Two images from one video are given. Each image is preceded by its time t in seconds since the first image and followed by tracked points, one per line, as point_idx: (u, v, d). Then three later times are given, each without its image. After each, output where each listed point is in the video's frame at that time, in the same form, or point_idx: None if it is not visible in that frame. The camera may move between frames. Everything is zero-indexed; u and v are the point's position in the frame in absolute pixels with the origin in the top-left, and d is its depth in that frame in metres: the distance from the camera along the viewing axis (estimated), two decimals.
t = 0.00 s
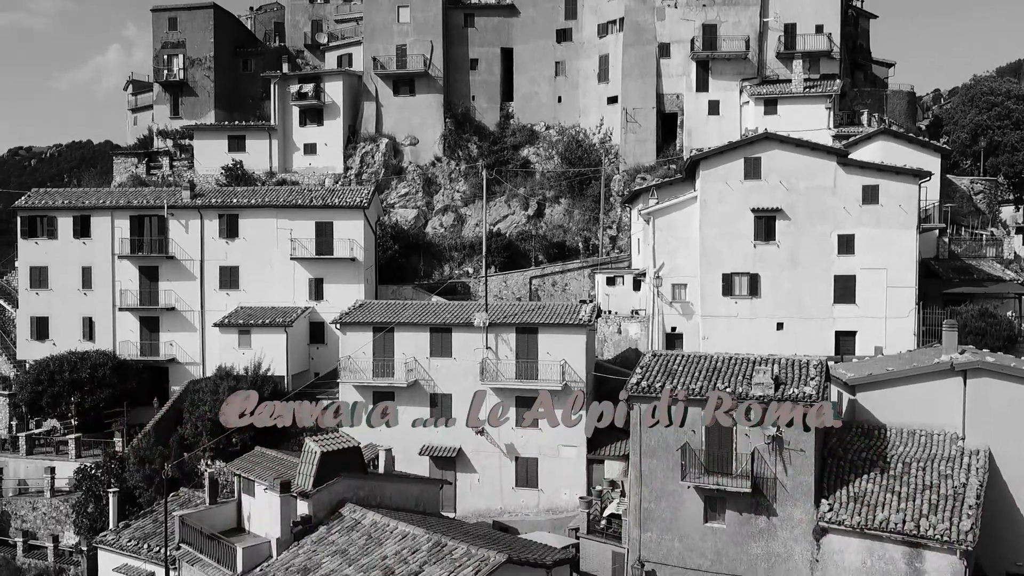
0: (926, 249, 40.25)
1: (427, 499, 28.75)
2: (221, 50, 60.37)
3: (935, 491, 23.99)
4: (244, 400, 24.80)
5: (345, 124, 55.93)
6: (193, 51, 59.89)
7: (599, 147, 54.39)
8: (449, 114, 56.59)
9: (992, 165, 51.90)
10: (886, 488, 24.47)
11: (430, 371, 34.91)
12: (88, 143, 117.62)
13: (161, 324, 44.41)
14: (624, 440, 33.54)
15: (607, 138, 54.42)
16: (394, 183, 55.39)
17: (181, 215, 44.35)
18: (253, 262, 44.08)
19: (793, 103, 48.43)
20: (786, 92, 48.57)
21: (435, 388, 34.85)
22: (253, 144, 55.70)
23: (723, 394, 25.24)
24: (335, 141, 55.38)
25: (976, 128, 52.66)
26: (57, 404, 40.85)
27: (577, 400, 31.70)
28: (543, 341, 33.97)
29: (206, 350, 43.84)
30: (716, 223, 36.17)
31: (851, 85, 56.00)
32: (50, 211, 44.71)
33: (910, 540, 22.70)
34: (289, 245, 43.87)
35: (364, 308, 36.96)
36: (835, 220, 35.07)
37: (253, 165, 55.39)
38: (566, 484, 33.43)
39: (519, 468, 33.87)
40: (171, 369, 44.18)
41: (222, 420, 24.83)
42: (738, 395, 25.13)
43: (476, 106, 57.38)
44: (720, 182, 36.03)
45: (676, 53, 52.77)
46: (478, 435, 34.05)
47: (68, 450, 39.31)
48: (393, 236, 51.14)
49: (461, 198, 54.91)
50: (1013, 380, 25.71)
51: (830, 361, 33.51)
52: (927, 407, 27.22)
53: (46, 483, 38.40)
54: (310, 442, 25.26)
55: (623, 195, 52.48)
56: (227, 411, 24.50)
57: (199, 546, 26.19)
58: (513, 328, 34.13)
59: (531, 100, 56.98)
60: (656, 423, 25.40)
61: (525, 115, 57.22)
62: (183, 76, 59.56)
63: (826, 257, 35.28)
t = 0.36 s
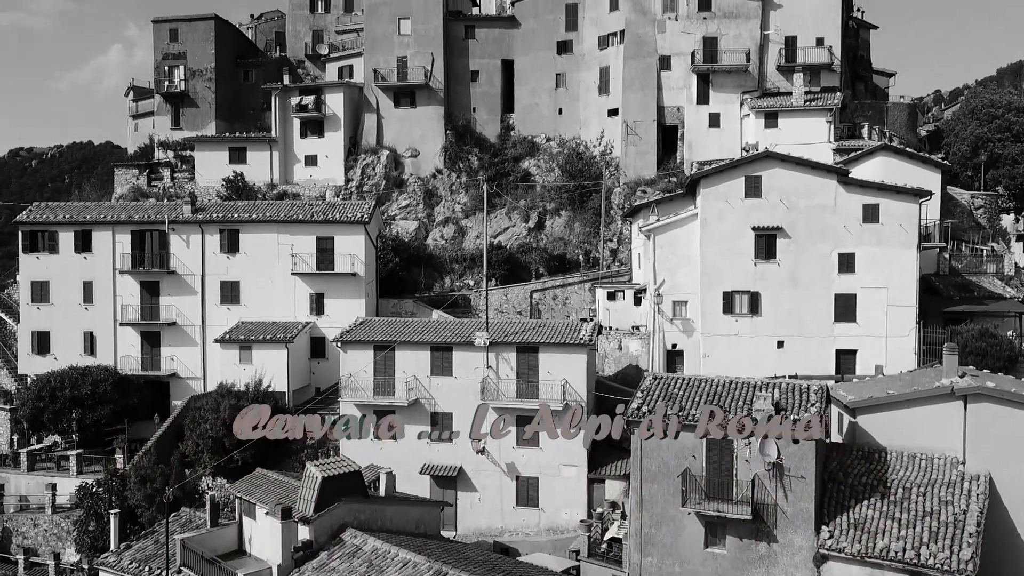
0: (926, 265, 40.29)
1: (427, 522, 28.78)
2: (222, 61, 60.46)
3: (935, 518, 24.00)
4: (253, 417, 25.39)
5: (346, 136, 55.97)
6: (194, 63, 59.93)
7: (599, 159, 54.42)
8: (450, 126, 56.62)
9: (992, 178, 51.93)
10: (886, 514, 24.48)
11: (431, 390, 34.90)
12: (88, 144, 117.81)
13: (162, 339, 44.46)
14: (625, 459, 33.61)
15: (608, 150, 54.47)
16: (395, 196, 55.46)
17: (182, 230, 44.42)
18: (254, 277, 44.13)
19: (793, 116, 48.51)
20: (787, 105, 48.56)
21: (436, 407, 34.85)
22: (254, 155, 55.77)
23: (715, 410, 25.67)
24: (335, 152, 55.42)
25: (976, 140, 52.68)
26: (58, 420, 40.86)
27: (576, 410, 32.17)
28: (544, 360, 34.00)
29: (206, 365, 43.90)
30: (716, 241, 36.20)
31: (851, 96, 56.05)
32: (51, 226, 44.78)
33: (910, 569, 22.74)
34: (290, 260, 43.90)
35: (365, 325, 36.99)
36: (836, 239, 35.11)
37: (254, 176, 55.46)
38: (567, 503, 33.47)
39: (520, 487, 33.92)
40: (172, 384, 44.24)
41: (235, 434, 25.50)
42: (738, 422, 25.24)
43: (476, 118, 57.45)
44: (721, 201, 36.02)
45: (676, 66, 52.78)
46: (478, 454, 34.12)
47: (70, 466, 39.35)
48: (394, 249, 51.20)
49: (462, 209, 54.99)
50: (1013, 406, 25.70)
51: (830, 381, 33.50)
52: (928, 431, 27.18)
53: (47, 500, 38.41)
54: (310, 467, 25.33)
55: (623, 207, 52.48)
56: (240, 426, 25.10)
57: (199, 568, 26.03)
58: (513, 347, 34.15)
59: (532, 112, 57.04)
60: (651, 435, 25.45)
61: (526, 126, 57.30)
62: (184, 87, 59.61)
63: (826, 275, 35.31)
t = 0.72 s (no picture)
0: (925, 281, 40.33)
1: (428, 544, 28.84)
2: (223, 72, 60.51)
3: (936, 545, 24.02)
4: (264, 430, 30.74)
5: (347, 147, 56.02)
6: (195, 73, 59.91)
7: (600, 172, 54.46)
8: (451, 138, 56.66)
9: (992, 190, 52.00)
10: (886, 541, 24.50)
11: (431, 409, 34.94)
12: (88, 145, 117.73)
13: (163, 354, 44.51)
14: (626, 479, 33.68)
15: (608, 162, 54.50)
16: (395, 208, 55.48)
17: (183, 245, 44.47)
18: (255, 292, 44.16)
19: (793, 130, 48.54)
20: (787, 118, 48.54)
21: (437, 426, 34.86)
22: (255, 167, 55.84)
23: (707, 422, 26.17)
24: (336, 164, 55.44)
25: (976, 152, 52.72)
26: (60, 436, 40.82)
27: (575, 423, 33.05)
28: (545, 379, 34.05)
29: (207, 380, 43.93)
30: (717, 259, 36.25)
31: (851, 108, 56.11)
32: (53, 240, 44.86)
33: None
34: (291, 275, 43.93)
35: (365, 342, 37.03)
36: (836, 258, 35.15)
37: (255, 188, 55.55)
38: (568, 522, 33.51)
39: (521, 506, 33.93)
40: (173, 399, 44.26)
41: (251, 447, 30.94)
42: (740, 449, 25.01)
43: (477, 130, 57.53)
44: (722, 219, 36.09)
45: (677, 78, 52.79)
46: (478, 473, 34.17)
47: (71, 482, 39.32)
48: (395, 261, 51.25)
49: (463, 221, 55.05)
50: (1013, 432, 25.80)
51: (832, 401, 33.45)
52: (928, 455, 27.15)
53: (48, 516, 38.31)
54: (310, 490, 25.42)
55: (624, 219, 52.38)
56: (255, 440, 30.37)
57: None
58: (514, 366, 34.19)
59: (532, 124, 57.13)
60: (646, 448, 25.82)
61: (527, 138, 57.43)
62: (184, 98, 59.63)
63: (826, 294, 35.36)
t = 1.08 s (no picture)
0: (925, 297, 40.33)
1: (428, 567, 28.80)
2: (224, 83, 60.57)
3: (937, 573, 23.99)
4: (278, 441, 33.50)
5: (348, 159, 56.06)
6: (196, 85, 59.89)
7: (600, 184, 54.50)
8: (451, 150, 56.71)
9: (993, 203, 52.12)
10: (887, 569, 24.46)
11: (432, 427, 34.89)
12: (89, 146, 117.72)
13: (164, 368, 44.51)
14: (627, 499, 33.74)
15: (608, 174, 54.60)
16: (396, 220, 55.52)
17: (184, 260, 44.53)
18: (256, 307, 44.17)
19: (793, 143, 48.56)
20: (788, 132, 48.53)
21: (438, 445, 34.76)
22: (256, 179, 55.90)
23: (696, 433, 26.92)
24: (337, 176, 55.51)
25: (977, 165, 52.79)
26: (61, 452, 40.83)
27: (572, 438, 33.37)
28: (546, 399, 34.09)
29: (207, 395, 43.97)
30: (717, 278, 36.28)
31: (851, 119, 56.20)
32: (54, 255, 44.92)
33: None
34: (291, 290, 43.97)
35: (366, 360, 37.02)
36: (836, 276, 35.17)
37: (256, 200, 55.62)
38: (568, 542, 33.54)
39: (523, 525, 33.93)
40: (174, 414, 44.29)
41: (265, 457, 33.63)
42: (738, 478, 24.99)
43: (478, 142, 57.62)
44: (722, 237, 36.13)
45: (677, 91, 52.86)
46: (479, 493, 34.18)
47: (72, 499, 39.35)
48: (396, 274, 51.35)
49: (463, 233, 55.12)
50: (1014, 458, 25.77)
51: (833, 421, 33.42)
52: (928, 479, 27.10)
53: (49, 533, 38.33)
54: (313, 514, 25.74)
55: (624, 232, 52.37)
56: (269, 450, 33.15)
57: None
58: (514, 386, 34.25)
59: (532, 136, 57.21)
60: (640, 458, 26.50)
61: (527, 149, 57.52)
62: (185, 110, 59.70)
63: (827, 313, 35.37)
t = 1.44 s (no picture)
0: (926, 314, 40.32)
1: None
2: (225, 95, 60.64)
3: None
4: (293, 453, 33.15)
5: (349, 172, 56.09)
6: (197, 97, 59.90)
7: (601, 198, 54.54)
8: (452, 163, 56.76)
9: (993, 217, 52.18)
10: None
11: (432, 447, 34.96)
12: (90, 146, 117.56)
13: (165, 385, 44.51)
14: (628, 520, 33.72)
15: (608, 188, 54.67)
16: (397, 233, 55.50)
17: (185, 276, 44.59)
18: (256, 323, 44.20)
19: (794, 157, 48.44)
20: (788, 146, 48.46)
21: (438, 465, 34.79)
22: (256, 192, 55.94)
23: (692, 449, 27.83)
24: (338, 189, 55.54)
25: (977, 179, 52.82)
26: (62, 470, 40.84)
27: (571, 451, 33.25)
28: (546, 419, 34.19)
29: (208, 411, 44.00)
30: (718, 297, 36.31)
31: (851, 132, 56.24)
32: (55, 271, 45.00)
33: None
34: (292, 306, 44.01)
35: (366, 379, 37.06)
36: (836, 296, 35.23)
37: (256, 213, 55.61)
38: (568, 563, 33.54)
39: (523, 545, 33.96)
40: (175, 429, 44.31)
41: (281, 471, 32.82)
42: (738, 506, 25.07)
43: (478, 154, 57.70)
44: (722, 257, 36.17)
45: (678, 105, 52.92)
46: (479, 513, 34.18)
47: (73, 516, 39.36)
48: (397, 287, 51.36)
49: (464, 246, 55.13)
50: (1014, 485, 25.71)
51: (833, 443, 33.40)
52: (928, 505, 26.99)
53: (50, 552, 38.34)
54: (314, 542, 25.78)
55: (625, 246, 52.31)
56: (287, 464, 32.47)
57: None
58: (515, 406, 34.34)
59: (533, 149, 57.28)
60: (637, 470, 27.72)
61: (528, 162, 57.60)
62: (186, 121, 59.78)
63: (827, 333, 35.40)
